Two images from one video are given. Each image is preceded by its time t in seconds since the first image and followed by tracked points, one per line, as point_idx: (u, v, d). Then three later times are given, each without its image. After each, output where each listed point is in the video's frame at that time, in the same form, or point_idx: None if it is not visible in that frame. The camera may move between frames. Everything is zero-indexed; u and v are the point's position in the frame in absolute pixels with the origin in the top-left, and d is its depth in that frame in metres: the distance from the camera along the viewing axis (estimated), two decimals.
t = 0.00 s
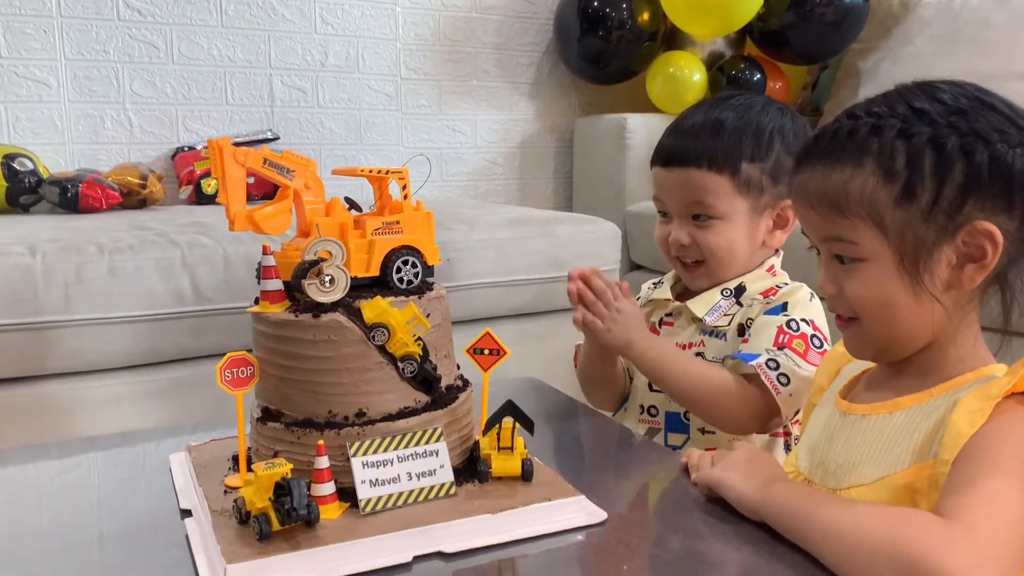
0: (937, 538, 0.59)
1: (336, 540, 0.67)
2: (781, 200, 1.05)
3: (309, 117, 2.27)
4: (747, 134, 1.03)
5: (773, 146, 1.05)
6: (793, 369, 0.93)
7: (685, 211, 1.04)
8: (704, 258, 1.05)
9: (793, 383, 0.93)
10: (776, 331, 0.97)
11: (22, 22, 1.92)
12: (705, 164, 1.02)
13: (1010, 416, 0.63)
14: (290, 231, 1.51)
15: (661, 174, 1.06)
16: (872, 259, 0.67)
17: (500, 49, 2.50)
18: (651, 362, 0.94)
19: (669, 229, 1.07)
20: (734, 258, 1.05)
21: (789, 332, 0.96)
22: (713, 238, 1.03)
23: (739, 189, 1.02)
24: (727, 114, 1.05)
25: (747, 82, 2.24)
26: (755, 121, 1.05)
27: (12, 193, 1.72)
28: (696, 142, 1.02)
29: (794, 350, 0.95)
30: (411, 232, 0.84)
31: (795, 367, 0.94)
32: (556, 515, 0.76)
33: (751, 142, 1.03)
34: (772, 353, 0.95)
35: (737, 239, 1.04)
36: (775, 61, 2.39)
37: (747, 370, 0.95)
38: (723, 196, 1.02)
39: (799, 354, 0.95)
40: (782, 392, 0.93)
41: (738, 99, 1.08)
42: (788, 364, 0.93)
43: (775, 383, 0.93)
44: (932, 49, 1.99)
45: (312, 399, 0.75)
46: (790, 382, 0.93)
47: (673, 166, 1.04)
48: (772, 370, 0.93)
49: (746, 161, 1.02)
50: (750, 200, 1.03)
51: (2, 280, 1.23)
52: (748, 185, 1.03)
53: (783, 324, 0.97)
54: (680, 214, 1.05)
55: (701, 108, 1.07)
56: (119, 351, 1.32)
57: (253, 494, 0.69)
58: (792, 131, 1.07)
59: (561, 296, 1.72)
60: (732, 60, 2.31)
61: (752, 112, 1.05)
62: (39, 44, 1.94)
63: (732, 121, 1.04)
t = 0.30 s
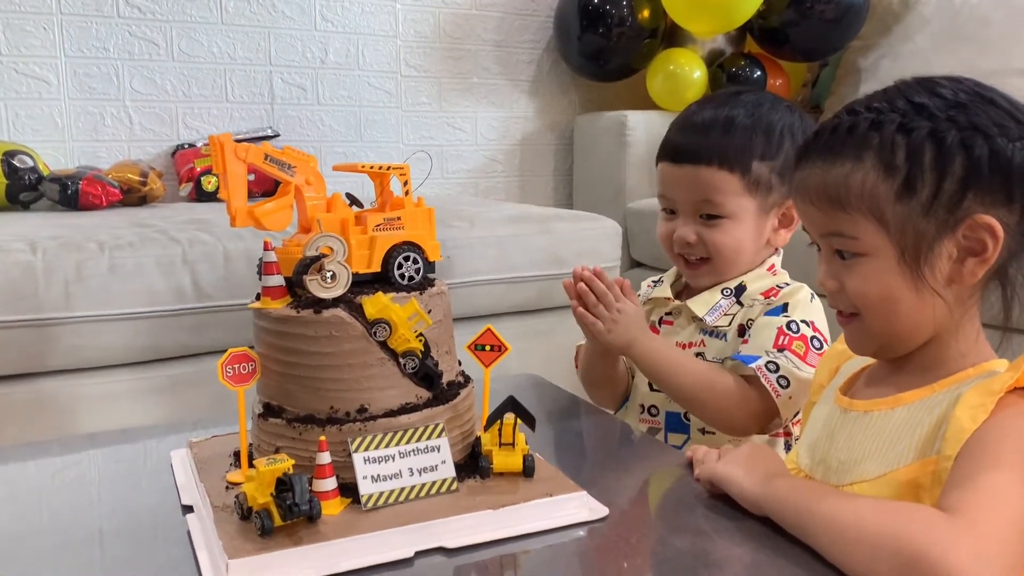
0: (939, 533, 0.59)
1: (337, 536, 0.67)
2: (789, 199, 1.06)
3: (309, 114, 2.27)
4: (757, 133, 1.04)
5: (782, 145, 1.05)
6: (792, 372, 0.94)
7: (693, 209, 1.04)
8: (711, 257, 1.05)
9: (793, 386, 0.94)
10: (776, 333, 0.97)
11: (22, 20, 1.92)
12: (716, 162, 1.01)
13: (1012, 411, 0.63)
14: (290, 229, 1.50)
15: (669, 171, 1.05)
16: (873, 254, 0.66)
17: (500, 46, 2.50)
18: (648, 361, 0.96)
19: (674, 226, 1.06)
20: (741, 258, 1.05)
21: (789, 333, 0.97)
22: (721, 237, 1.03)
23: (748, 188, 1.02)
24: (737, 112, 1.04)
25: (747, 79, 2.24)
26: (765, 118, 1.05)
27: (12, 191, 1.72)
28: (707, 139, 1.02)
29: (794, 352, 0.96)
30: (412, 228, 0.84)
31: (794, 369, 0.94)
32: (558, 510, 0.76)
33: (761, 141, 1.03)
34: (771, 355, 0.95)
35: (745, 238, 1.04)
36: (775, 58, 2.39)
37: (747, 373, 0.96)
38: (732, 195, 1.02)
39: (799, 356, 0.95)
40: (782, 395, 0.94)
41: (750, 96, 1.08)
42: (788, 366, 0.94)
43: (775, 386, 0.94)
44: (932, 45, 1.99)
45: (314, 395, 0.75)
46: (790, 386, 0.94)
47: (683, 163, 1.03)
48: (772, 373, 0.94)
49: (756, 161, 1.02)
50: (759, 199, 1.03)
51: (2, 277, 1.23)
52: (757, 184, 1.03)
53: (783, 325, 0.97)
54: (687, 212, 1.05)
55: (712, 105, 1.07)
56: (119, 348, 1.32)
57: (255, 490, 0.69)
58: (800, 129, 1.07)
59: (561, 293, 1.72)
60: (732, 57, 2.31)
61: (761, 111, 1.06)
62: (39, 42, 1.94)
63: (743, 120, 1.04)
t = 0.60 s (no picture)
0: (937, 532, 0.59)
1: (335, 535, 0.67)
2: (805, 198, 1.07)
3: (306, 113, 2.26)
4: (777, 130, 1.04)
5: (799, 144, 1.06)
6: (801, 367, 0.93)
7: (713, 202, 1.04)
8: (726, 252, 1.05)
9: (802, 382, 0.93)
10: (782, 330, 0.98)
11: (19, 18, 1.91)
12: (740, 155, 1.02)
13: (1009, 409, 0.63)
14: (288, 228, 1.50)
15: (689, 163, 1.04)
16: (871, 254, 0.66)
17: (498, 45, 2.49)
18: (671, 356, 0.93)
19: (689, 220, 1.06)
20: (756, 253, 1.05)
21: (795, 330, 0.97)
22: (740, 231, 1.03)
23: (769, 183, 1.03)
24: (756, 110, 1.05)
25: (745, 78, 2.24)
26: (782, 117, 1.06)
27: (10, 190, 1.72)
28: (732, 133, 1.02)
29: (802, 348, 0.95)
30: (410, 227, 0.84)
31: (803, 365, 0.93)
32: (556, 509, 0.76)
33: (781, 138, 1.04)
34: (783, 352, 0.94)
35: (762, 234, 1.05)
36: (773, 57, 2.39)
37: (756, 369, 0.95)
38: (754, 189, 1.02)
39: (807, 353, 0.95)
40: (791, 391, 0.93)
41: (762, 95, 1.08)
42: (797, 362, 0.93)
43: (784, 382, 0.93)
44: (930, 44, 1.99)
45: (312, 395, 0.75)
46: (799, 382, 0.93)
47: (706, 156, 1.03)
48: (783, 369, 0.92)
49: (778, 157, 1.03)
50: (777, 196, 1.05)
51: None
52: (777, 180, 1.04)
53: (789, 323, 0.98)
54: (706, 204, 1.04)
55: (729, 103, 1.07)
56: (117, 347, 1.32)
57: (253, 489, 0.69)
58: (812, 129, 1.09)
59: (560, 293, 1.72)
60: (730, 55, 2.31)
61: (778, 109, 1.07)
62: (36, 41, 1.94)
63: (763, 118, 1.04)
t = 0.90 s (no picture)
0: (931, 532, 0.59)
1: (331, 535, 0.67)
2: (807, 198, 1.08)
3: (303, 112, 2.26)
4: (781, 131, 1.05)
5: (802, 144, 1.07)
6: (793, 362, 0.90)
7: (721, 204, 1.03)
8: (734, 254, 1.05)
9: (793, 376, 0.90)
10: (779, 325, 0.96)
11: (13, 17, 1.91)
12: (748, 156, 1.02)
13: (1001, 408, 0.63)
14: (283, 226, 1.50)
15: (696, 166, 1.04)
16: (865, 251, 0.67)
17: (494, 44, 2.49)
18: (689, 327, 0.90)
19: (697, 223, 1.05)
20: (762, 254, 1.05)
21: (791, 326, 0.95)
22: (749, 233, 1.03)
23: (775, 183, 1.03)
24: (759, 111, 1.05)
25: (742, 77, 2.24)
26: (784, 117, 1.06)
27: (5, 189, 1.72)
28: (736, 134, 1.02)
29: (796, 344, 0.93)
30: (406, 226, 0.83)
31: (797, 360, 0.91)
32: (552, 508, 0.76)
33: (785, 139, 1.05)
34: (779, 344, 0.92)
35: (769, 234, 1.05)
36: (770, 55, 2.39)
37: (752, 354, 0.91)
38: (762, 190, 1.03)
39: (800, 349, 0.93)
40: (779, 384, 0.90)
41: (761, 96, 1.09)
42: (790, 356, 0.91)
43: (773, 374, 0.90)
44: (926, 43, 1.99)
45: (307, 394, 0.75)
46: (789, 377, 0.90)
47: (714, 159, 1.02)
48: (773, 361, 0.90)
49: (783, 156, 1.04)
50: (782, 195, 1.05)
51: None
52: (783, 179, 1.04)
53: (786, 318, 0.96)
54: (714, 207, 1.04)
55: (732, 104, 1.07)
56: (113, 346, 1.32)
57: (248, 489, 0.68)
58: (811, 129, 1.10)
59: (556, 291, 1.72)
60: (727, 54, 2.30)
61: (779, 109, 1.07)
62: (31, 39, 1.93)
63: (767, 119, 1.05)
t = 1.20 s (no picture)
0: (925, 526, 0.59)
1: (324, 530, 0.67)
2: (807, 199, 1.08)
3: (297, 108, 2.25)
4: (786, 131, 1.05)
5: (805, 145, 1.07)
6: (766, 361, 0.94)
7: (723, 202, 1.03)
8: (733, 253, 1.05)
9: (767, 371, 0.94)
10: (756, 322, 0.98)
11: (5, 11, 1.89)
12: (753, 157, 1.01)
13: (994, 402, 0.63)
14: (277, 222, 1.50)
15: (700, 163, 1.03)
16: (860, 247, 0.66)
17: (489, 40, 2.49)
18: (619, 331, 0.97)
19: (696, 220, 1.05)
20: (761, 254, 1.05)
21: (768, 324, 0.97)
22: (748, 232, 1.03)
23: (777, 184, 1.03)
24: (764, 110, 1.05)
25: (737, 74, 2.24)
26: (789, 117, 1.06)
27: None
28: (742, 133, 1.02)
29: (771, 343, 0.96)
30: (400, 221, 0.83)
31: (770, 359, 0.95)
32: (546, 503, 0.76)
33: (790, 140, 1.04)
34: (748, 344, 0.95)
35: (769, 234, 1.04)
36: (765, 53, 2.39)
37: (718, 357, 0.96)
38: (764, 191, 1.02)
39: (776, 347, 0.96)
40: (756, 379, 0.94)
41: (768, 95, 1.09)
42: (762, 355, 0.95)
43: (747, 372, 0.94)
44: (921, 40, 2.00)
45: (300, 389, 0.74)
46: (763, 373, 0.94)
47: (719, 158, 1.02)
48: (745, 361, 0.94)
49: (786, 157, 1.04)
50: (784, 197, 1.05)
51: None
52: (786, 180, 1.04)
53: (764, 316, 0.98)
54: (715, 204, 1.04)
55: (739, 101, 1.06)
56: (105, 342, 1.31)
57: (241, 484, 0.68)
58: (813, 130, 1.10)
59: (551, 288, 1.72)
60: (722, 51, 2.30)
61: (784, 109, 1.07)
62: (23, 34, 1.92)
63: (773, 118, 1.05)
